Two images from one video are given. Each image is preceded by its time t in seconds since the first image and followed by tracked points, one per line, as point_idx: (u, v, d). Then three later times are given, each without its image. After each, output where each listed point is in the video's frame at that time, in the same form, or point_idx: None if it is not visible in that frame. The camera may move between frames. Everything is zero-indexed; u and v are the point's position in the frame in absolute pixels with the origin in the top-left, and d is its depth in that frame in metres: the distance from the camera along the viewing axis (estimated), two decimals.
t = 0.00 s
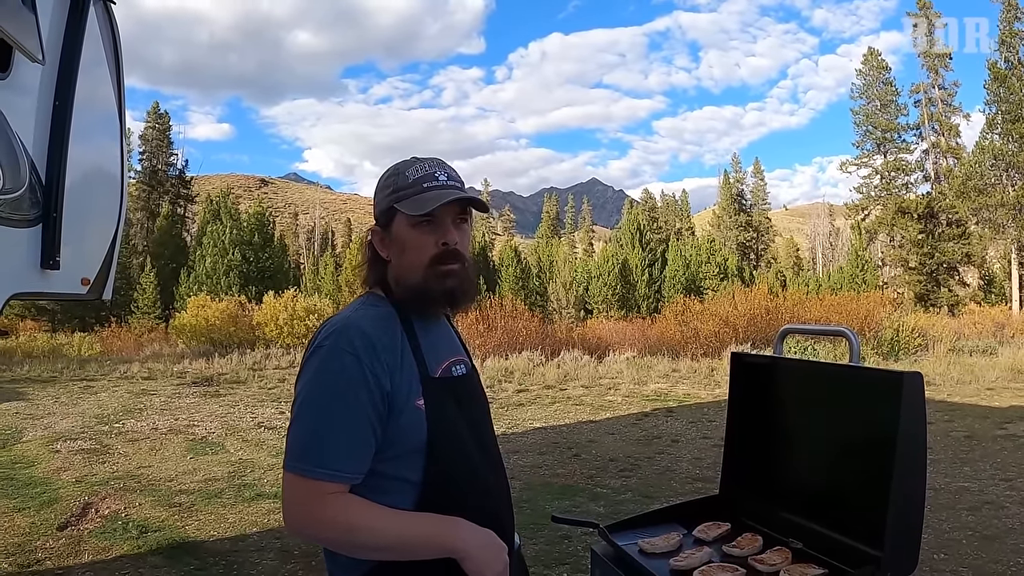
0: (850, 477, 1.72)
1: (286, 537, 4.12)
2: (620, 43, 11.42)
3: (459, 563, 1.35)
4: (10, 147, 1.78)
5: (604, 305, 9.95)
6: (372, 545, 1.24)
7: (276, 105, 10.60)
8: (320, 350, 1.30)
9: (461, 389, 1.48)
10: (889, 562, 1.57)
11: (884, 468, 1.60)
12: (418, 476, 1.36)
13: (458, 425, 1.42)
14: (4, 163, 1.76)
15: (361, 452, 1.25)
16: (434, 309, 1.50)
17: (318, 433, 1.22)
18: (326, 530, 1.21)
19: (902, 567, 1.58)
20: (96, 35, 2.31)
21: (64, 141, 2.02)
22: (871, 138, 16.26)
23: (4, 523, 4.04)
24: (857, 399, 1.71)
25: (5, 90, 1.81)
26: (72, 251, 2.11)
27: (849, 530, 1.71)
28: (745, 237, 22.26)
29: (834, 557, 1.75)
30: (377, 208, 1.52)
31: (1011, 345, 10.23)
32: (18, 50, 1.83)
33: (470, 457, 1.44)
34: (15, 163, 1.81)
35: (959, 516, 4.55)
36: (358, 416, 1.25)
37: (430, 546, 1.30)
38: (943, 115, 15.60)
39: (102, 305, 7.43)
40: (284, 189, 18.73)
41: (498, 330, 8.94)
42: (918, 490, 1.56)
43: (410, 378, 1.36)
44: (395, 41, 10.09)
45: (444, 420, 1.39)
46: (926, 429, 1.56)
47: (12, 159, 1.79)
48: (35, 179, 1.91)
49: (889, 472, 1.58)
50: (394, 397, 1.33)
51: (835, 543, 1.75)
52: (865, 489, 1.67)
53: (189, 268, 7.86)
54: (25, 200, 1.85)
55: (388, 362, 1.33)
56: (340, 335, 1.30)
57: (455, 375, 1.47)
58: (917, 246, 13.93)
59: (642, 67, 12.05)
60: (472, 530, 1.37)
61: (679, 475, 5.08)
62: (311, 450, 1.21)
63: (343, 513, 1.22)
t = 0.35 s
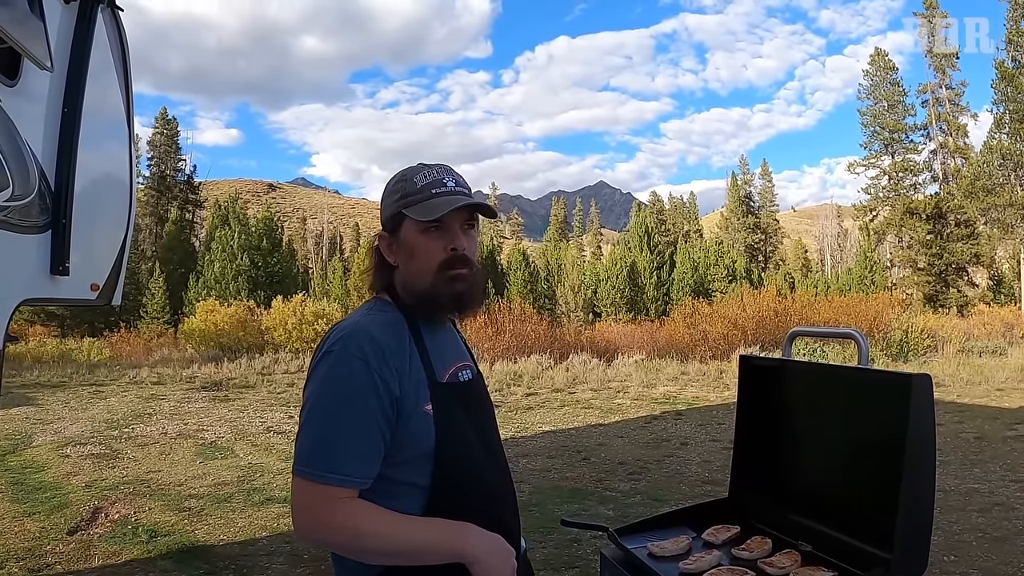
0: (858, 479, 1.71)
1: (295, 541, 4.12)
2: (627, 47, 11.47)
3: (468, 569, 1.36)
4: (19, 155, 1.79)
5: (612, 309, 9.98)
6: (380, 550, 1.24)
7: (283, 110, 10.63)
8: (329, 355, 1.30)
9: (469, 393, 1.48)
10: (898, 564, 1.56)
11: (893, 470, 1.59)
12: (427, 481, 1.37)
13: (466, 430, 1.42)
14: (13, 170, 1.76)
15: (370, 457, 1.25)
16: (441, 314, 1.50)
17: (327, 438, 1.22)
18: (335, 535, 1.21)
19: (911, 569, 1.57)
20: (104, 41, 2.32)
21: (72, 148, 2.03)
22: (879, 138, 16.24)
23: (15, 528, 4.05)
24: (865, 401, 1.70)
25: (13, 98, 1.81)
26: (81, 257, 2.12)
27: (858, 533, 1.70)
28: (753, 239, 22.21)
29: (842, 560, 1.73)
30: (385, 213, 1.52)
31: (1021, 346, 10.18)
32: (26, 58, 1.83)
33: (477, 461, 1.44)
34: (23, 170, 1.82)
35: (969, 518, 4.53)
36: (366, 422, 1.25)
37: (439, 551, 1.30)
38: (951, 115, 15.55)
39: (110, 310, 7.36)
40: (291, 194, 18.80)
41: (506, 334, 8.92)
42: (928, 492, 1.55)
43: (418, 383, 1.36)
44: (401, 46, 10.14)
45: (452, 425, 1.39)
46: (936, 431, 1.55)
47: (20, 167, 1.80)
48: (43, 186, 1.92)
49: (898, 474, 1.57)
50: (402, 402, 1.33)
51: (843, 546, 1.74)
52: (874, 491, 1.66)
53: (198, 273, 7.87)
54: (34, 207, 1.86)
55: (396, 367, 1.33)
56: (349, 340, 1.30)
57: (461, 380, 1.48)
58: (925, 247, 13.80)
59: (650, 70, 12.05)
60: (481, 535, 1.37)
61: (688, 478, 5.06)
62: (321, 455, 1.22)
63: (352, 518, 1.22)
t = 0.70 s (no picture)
0: (864, 485, 1.69)
1: (301, 547, 4.11)
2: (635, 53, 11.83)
3: None
4: (28, 161, 1.79)
5: (620, 316, 9.96)
6: (385, 558, 1.24)
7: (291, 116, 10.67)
8: (333, 363, 1.30)
9: (474, 401, 1.48)
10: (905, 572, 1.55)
11: (898, 474, 1.58)
12: (431, 489, 1.37)
13: (471, 437, 1.42)
14: (22, 177, 1.76)
15: (374, 463, 1.25)
16: (446, 323, 1.49)
17: (331, 446, 1.23)
18: (340, 542, 1.21)
19: None
20: (113, 49, 2.34)
21: (81, 154, 2.03)
22: (886, 144, 16.11)
23: (22, 532, 4.04)
24: (865, 404, 1.70)
25: (22, 104, 1.81)
26: (89, 264, 2.12)
27: (864, 540, 1.69)
28: (760, 245, 22.18)
29: (850, 567, 1.72)
30: (391, 222, 1.52)
31: None
32: (36, 64, 1.84)
33: (484, 469, 1.43)
34: (33, 177, 1.82)
35: (978, 525, 4.49)
36: (370, 429, 1.25)
37: (444, 559, 1.30)
38: (957, 121, 15.46)
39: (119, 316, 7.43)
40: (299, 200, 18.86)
41: (514, 340, 8.91)
42: (934, 498, 1.54)
43: (422, 392, 1.36)
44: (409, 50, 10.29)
45: (457, 432, 1.39)
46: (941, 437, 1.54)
47: (30, 173, 1.80)
48: (53, 193, 1.92)
49: (903, 479, 1.56)
50: (406, 410, 1.33)
51: (850, 552, 1.73)
52: (878, 497, 1.65)
53: (206, 279, 7.94)
54: (43, 213, 1.86)
55: (400, 374, 1.33)
56: (354, 348, 1.30)
57: (467, 388, 1.48)
58: (932, 253, 13.77)
59: (657, 76, 12.24)
60: (488, 543, 1.36)
61: (696, 485, 5.05)
62: (325, 463, 1.22)
63: (357, 526, 1.22)
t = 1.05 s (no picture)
0: (865, 479, 1.69)
1: (304, 545, 4.11)
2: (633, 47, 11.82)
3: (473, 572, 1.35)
4: (26, 162, 1.79)
5: (620, 310, 9.99)
6: (383, 554, 1.24)
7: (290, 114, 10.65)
8: (331, 359, 1.30)
9: (471, 396, 1.48)
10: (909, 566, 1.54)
11: (901, 469, 1.58)
12: (430, 484, 1.37)
13: (469, 432, 1.42)
14: (21, 178, 1.76)
15: (372, 459, 1.25)
16: (443, 318, 1.49)
17: (329, 442, 1.22)
18: (338, 537, 1.21)
19: (921, 569, 1.56)
20: (109, 46, 2.33)
21: (79, 154, 2.03)
22: (886, 137, 16.19)
23: (24, 533, 4.04)
24: (867, 398, 1.69)
25: (20, 105, 1.80)
26: (88, 263, 2.12)
27: (866, 533, 1.69)
28: (761, 239, 22.16)
29: (852, 561, 1.72)
30: (387, 217, 1.51)
31: None
32: (31, 64, 1.83)
33: (482, 464, 1.43)
34: (31, 177, 1.81)
35: (979, 518, 4.50)
36: (368, 425, 1.25)
37: (443, 556, 1.29)
38: (957, 113, 15.48)
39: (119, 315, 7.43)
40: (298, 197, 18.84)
41: (515, 336, 8.90)
42: (937, 491, 1.54)
43: (419, 387, 1.37)
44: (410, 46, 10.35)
45: (456, 428, 1.39)
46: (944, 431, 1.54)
47: (28, 174, 1.79)
48: (51, 193, 1.92)
49: (906, 473, 1.56)
50: (403, 405, 1.33)
51: (852, 546, 1.73)
52: (880, 492, 1.64)
53: (206, 277, 7.92)
54: (42, 213, 1.85)
55: (397, 370, 1.33)
56: (351, 345, 1.30)
57: (464, 384, 1.48)
58: (933, 245, 13.74)
59: (657, 70, 12.16)
60: (487, 538, 1.36)
61: (698, 480, 5.05)
62: (323, 459, 1.22)
63: (355, 522, 1.22)
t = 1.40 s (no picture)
0: (866, 483, 1.69)
1: (303, 545, 4.10)
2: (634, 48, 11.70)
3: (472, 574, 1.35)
4: (27, 160, 1.79)
5: (619, 312, 10.06)
6: (381, 556, 1.24)
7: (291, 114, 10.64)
8: (330, 360, 1.30)
9: (471, 398, 1.48)
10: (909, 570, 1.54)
11: (902, 473, 1.57)
12: (429, 486, 1.36)
13: (469, 435, 1.42)
14: (21, 177, 1.75)
15: (372, 461, 1.25)
16: (443, 320, 1.49)
17: (329, 443, 1.22)
18: (338, 539, 1.21)
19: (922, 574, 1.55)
20: (111, 46, 2.33)
21: (79, 153, 2.03)
22: (886, 140, 16.14)
23: (22, 532, 4.03)
24: (868, 402, 1.69)
25: (21, 103, 1.80)
26: (89, 262, 2.13)
27: (866, 537, 1.68)
28: (761, 242, 22.16)
29: (852, 565, 1.72)
30: (388, 219, 1.51)
31: None
32: (33, 63, 1.82)
33: (481, 466, 1.43)
34: (31, 176, 1.81)
35: (978, 521, 4.49)
36: (368, 426, 1.25)
37: (441, 558, 1.29)
38: (957, 116, 15.48)
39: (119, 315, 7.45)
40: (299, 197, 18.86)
41: (515, 337, 8.90)
42: (937, 495, 1.53)
43: (419, 389, 1.37)
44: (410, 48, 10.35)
45: (455, 430, 1.39)
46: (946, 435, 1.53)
47: (28, 173, 1.79)
48: (51, 191, 1.92)
49: (907, 477, 1.55)
50: (403, 407, 1.33)
51: (853, 551, 1.72)
52: (881, 496, 1.64)
53: (206, 277, 7.97)
54: (42, 212, 1.85)
55: (397, 372, 1.33)
56: (351, 346, 1.30)
57: (464, 386, 1.48)
58: (932, 248, 13.68)
59: (657, 72, 12.16)
60: (485, 541, 1.36)
61: (697, 482, 5.05)
62: (322, 460, 1.22)
63: (353, 524, 1.21)
